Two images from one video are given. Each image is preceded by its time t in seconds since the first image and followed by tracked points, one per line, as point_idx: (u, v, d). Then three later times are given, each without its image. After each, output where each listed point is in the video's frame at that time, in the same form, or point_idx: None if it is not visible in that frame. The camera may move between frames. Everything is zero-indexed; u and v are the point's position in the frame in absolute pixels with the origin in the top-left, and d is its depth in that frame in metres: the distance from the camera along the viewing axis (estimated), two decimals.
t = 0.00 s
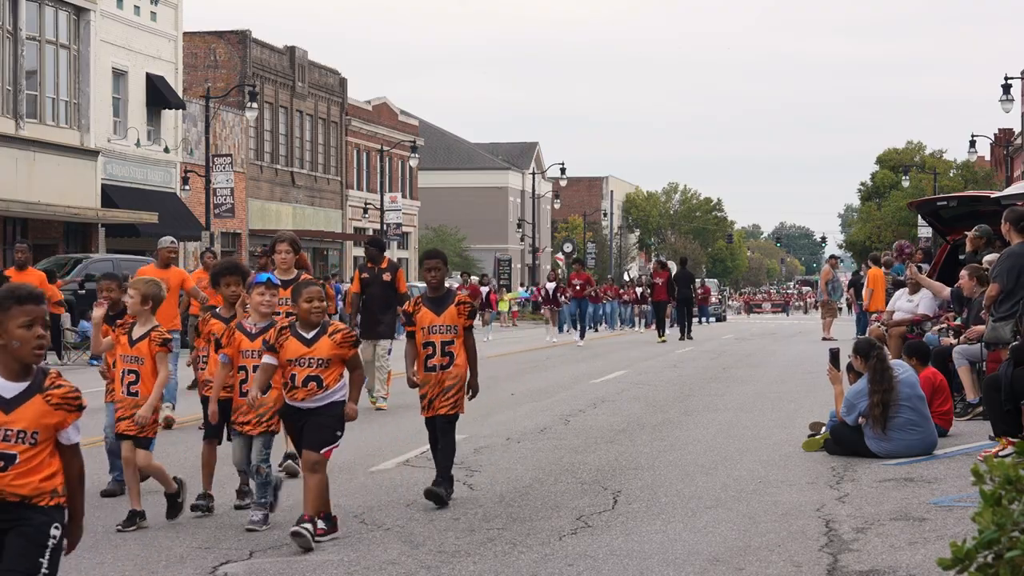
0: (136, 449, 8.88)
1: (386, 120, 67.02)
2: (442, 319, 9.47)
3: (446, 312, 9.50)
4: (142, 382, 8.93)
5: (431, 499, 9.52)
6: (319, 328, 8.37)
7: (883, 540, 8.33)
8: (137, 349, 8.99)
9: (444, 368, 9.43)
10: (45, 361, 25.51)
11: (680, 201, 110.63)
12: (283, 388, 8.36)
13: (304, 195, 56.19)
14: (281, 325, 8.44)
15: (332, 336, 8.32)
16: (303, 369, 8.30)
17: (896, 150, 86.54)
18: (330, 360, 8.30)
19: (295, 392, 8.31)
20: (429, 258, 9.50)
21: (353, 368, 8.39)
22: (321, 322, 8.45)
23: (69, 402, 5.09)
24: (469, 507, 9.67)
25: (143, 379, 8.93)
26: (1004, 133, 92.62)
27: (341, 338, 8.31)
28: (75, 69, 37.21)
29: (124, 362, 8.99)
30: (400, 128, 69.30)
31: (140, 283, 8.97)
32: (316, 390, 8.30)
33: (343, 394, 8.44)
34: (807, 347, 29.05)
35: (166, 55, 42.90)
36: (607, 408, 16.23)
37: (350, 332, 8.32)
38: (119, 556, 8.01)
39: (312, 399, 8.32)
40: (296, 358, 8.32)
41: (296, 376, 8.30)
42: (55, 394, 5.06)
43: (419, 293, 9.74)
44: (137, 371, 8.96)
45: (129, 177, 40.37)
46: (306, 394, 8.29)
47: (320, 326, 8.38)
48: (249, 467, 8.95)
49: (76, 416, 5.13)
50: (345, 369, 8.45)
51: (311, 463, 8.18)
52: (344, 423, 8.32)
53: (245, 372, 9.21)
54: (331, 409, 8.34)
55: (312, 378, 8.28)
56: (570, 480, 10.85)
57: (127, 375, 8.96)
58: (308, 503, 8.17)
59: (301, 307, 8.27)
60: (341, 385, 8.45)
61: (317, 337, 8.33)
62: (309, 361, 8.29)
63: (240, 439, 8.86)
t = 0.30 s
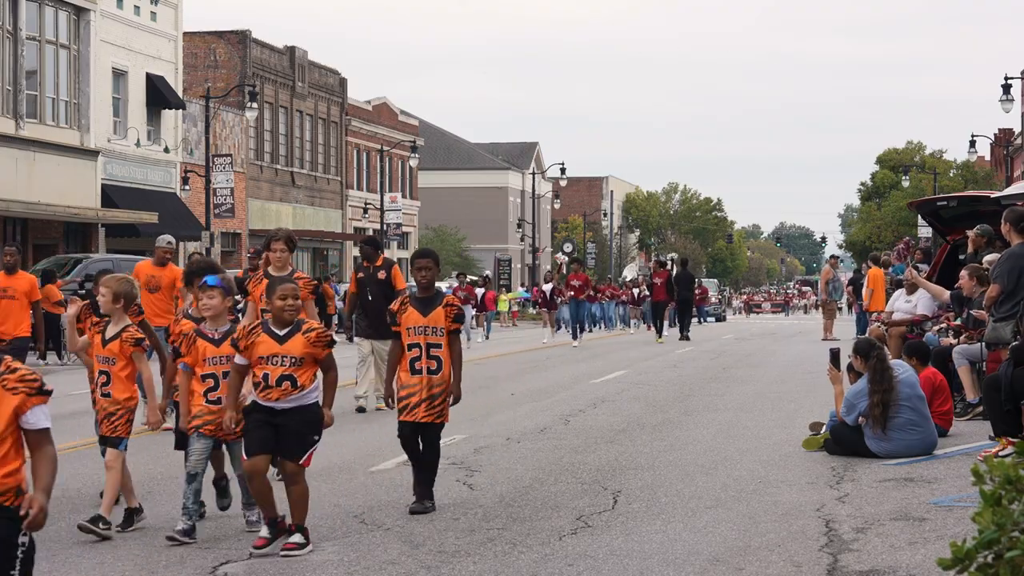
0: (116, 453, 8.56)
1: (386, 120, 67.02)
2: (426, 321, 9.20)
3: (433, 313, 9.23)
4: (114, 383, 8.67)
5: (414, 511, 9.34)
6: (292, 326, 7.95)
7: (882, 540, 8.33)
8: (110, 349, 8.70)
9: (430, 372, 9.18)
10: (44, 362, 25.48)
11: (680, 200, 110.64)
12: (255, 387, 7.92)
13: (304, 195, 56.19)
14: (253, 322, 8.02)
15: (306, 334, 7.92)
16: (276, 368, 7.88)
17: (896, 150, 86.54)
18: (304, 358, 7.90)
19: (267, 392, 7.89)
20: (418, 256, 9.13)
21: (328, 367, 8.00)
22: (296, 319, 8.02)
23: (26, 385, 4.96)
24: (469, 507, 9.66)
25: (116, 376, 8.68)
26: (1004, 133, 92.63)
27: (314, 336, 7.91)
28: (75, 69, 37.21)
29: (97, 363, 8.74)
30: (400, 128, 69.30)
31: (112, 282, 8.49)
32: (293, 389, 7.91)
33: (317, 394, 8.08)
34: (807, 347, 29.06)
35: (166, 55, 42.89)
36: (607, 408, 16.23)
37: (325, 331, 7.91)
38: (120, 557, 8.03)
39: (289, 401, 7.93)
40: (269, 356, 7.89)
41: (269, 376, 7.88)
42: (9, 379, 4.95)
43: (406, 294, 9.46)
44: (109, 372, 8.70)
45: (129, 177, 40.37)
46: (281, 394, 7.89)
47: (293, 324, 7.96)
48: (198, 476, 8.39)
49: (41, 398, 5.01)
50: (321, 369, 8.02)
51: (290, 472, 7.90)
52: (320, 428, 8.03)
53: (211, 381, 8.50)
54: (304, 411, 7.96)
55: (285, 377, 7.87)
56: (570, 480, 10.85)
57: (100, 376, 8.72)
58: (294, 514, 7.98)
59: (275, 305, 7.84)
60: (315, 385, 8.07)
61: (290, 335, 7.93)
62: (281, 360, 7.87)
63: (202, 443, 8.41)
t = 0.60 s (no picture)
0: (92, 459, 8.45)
1: (386, 120, 67.03)
2: (411, 327, 8.90)
3: (418, 319, 8.94)
4: (88, 386, 8.61)
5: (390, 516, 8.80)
6: (243, 339, 7.58)
7: (882, 540, 8.33)
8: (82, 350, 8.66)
9: (417, 380, 8.84)
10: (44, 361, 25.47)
11: (680, 200, 110.70)
12: (212, 404, 7.52)
13: (304, 195, 56.19)
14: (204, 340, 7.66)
15: (259, 345, 7.54)
16: (231, 384, 7.49)
17: (896, 150, 86.59)
18: (259, 370, 7.50)
19: (226, 409, 7.49)
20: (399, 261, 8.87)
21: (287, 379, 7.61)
22: (248, 331, 7.66)
23: None
24: (469, 507, 9.66)
25: (89, 380, 8.61)
26: (1004, 133, 92.67)
27: (267, 346, 7.53)
28: (75, 70, 37.21)
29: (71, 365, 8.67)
30: (400, 128, 69.32)
31: (85, 283, 8.60)
32: (250, 406, 7.49)
33: (278, 410, 7.63)
34: (807, 347, 29.06)
35: (166, 55, 42.89)
36: (607, 408, 16.23)
37: (278, 339, 7.53)
38: (120, 556, 8.02)
39: (247, 417, 7.51)
40: (222, 372, 7.51)
41: (226, 393, 7.49)
42: None
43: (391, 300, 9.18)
44: (83, 373, 8.64)
45: (129, 177, 40.36)
46: (239, 411, 7.48)
47: (245, 336, 7.60)
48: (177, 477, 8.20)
49: None
50: (279, 380, 7.62)
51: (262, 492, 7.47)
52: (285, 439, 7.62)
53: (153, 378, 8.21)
54: (266, 428, 7.54)
55: (241, 393, 7.48)
56: (569, 480, 10.84)
57: (74, 378, 8.64)
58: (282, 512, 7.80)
59: (227, 317, 7.54)
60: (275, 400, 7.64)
61: (242, 348, 7.55)
62: (235, 375, 7.50)
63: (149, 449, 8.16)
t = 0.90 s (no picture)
0: (68, 472, 8.32)
1: (386, 120, 67.04)
2: (395, 324, 8.64)
3: (400, 316, 8.67)
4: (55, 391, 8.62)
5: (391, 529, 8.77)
6: (205, 337, 7.50)
7: (882, 540, 8.33)
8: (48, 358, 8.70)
9: (396, 378, 8.59)
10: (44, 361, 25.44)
11: (680, 200, 110.72)
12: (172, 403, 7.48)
13: (304, 195, 56.18)
14: (166, 336, 7.61)
15: (221, 344, 7.49)
16: (192, 383, 7.45)
17: (896, 150, 86.62)
18: (220, 370, 7.46)
19: (183, 409, 7.46)
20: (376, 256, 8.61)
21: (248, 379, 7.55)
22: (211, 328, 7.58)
23: None
24: (470, 507, 9.66)
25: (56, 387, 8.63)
26: (1004, 133, 92.68)
27: (230, 345, 7.49)
28: (75, 70, 37.21)
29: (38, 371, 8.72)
30: (400, 128, 69.31)
31: (51, 287, 8.61)
32: (210, 404, 7.45)
33: (239, 408, 7.56)
34: (807, 347, 29.06)
35: (166, 55, 42.89)
36: (608, 408, 16.23)
37: (241, 337, 7.50)
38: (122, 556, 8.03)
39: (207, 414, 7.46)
40: (183, 370, 7.47)
41: (185, 392, 7.45)
42: None
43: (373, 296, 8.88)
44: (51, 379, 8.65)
45: (129, 177, 40.36)
46: (196, 410, 7.44)
47: (208, 334, 7.53)
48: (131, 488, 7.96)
49: None
50: (240, 378, 7.57)
51: (205, 486, 7.21)
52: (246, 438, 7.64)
53: (117, 383, 8.14)
54: (225, 426, 7.45)
55: (200, 391, 7.43)
56: (570, 480, 10.85)
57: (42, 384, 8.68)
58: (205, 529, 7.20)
59: (189, 315, 7.42)
60: (236, 398, 7.57)
61: (204, 346, 7.49)
62: (197, 373, 7.45)
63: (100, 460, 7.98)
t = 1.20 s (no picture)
0: (30, 465, 7.95)
1: (386, 120, 67.06)
2: (375, 334, 8.23)
3: (382, 326, 8.24)
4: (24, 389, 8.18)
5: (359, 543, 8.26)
6: (172, 341, 7.09)
7: (882, 540, 8.33)
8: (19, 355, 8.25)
9: (380, 392, 8.23)
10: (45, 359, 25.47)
11: (680, 200, 110.76)
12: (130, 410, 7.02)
13: (304, 195, 56.20)
14: (131, 336, 7.17)
15: (188, 350, 7.08)
16: (153, 388, 7.00)
17: (896, 150, 86.70)
18: (185, 376, 7.03)
19: (143, 415, 6.99)
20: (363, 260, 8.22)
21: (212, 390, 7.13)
22: (177, 333, 7.17)
23: None
24: (469, 507, 9.66)
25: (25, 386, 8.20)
26: (1004, 133, 92.73)
27: (198, 352, 7.07)
28: (75, 69, 37.20)
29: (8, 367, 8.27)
30: (400, 128, 69.33)
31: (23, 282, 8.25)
32: (171, 412, 6.99)
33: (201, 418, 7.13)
34: (807, 348, 29.07)
35: (166, 55, 42.90)
36: (608, 408, 16.24)
37: (208, 345, 7.09)
38: (120, 555, 8.04)
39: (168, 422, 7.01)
40: (145, 373, 7.03)
41: (145, 397, 6.99)
42: None
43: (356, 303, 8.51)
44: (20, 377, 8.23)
45: (129, 177, 40.36)
46: (158, 416, 6.98)
47: (176, 338, 7.12)
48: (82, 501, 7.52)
49: None
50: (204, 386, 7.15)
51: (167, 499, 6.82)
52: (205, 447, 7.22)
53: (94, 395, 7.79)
54: (185, 436, 7.02)
55: (161, 398, 6.97)
56: (570, 480, 10.85)
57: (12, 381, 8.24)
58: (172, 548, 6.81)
59: (154, 316, 6.98)
60: (199, 406, 7.14)
61: (171, 350, 7.07)
62: (159, 377, 7.01)
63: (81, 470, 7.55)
